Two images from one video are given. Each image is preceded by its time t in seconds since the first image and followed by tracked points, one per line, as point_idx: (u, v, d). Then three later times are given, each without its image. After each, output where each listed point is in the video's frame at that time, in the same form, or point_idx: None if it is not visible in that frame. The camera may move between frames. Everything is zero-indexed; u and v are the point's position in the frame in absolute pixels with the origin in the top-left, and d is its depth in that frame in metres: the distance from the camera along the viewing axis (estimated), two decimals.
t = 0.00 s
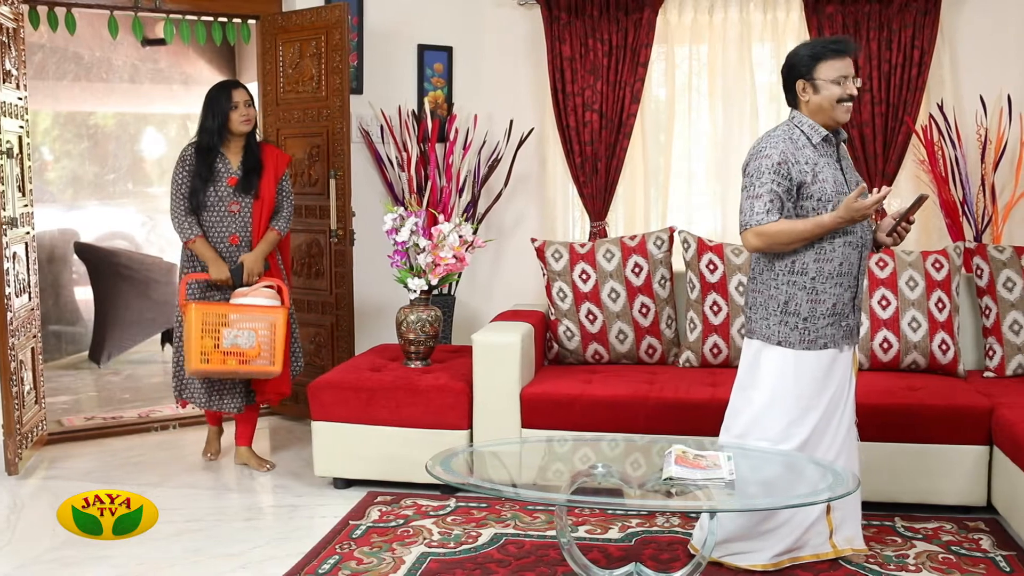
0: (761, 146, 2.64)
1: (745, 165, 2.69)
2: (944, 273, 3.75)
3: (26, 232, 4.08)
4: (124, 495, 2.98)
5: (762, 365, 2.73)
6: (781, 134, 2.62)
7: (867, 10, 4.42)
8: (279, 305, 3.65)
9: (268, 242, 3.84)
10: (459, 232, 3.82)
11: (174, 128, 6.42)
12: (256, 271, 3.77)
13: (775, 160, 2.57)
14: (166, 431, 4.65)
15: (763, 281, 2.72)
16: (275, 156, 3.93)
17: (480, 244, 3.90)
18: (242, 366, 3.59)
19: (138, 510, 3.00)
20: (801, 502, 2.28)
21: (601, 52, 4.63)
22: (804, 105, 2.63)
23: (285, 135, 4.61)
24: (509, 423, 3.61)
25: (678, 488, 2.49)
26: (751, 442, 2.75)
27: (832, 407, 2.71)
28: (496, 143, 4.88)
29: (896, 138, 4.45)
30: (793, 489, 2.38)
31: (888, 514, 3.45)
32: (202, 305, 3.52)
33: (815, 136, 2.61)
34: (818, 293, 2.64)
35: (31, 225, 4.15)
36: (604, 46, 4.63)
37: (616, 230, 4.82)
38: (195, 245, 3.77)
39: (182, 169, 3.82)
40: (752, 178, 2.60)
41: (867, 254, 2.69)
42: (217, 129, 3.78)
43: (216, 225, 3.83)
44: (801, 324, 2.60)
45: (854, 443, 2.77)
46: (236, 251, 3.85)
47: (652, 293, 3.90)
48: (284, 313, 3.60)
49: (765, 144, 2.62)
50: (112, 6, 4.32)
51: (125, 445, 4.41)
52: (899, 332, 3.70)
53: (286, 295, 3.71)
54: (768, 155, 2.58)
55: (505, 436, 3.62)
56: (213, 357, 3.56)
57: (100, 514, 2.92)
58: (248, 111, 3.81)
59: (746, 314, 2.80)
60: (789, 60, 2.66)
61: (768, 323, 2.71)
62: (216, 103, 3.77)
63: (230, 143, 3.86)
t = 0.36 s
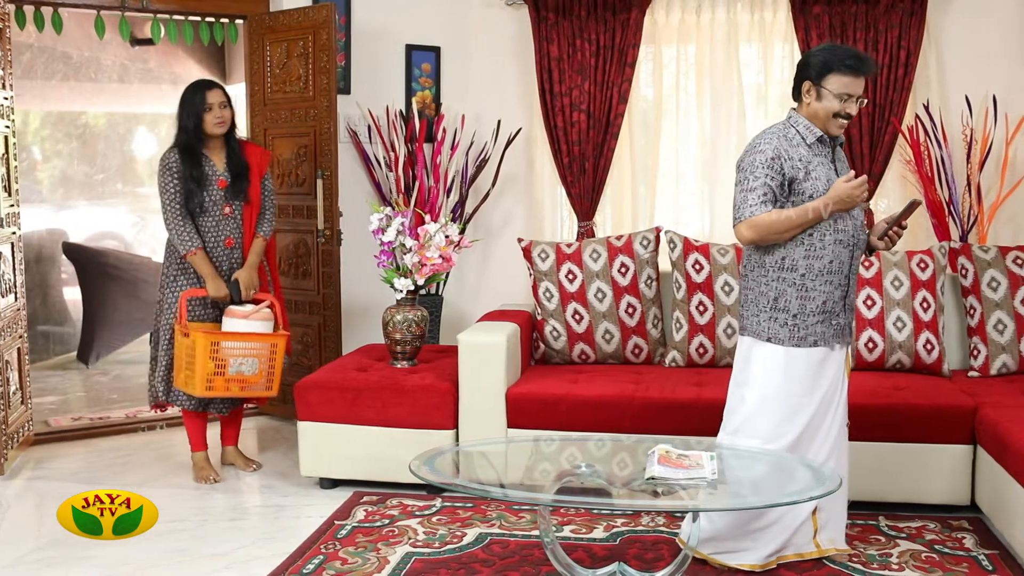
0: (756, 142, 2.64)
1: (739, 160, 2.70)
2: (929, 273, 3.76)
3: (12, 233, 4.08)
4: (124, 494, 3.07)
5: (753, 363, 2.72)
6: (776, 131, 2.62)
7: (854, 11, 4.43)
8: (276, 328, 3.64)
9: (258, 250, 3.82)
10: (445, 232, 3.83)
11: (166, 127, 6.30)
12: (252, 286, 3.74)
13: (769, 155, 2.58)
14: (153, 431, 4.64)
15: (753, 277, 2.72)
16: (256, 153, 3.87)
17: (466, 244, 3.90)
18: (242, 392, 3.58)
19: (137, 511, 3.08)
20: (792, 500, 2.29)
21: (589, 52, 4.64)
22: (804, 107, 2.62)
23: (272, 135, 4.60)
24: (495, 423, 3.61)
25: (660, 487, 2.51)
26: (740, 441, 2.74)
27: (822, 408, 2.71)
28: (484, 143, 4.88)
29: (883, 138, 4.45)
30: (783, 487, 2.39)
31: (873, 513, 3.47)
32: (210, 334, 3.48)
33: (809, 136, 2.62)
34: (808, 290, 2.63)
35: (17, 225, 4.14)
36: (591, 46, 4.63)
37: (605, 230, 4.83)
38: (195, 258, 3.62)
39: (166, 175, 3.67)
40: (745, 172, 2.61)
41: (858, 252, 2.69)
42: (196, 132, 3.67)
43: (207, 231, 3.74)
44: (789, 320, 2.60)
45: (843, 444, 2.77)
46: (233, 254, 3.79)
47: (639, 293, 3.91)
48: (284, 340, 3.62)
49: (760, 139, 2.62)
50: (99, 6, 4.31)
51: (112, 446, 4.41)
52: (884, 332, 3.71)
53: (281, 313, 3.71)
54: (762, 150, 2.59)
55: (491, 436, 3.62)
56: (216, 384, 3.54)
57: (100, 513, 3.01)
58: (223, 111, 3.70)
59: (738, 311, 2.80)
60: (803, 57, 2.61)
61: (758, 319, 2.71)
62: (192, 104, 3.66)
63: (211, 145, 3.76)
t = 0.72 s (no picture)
0: (754, 142, 2.65)
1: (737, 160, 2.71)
2: (920, 272, 3.76)
3: (4, 232, 4.08)
4: (124, 494, 3.10)
5: (745, 363, 2.72)
6: (773, 132, 2.62)
7: (846, 10, 4.43)
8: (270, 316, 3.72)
9: (250, 249, 3.84)
10: (437, 232, 3.83)
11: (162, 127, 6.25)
12: (246, 285, 3.78)
13: (765, 156, 2.59)
14: (146, 431, 4.64)
15: (746, 275, 2.72)
16: (237, 152, 3.85)
17: (459, 244, 3.91)
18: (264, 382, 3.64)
19: (137, 511, 3.12)
20: (782, 499, 2.30)
21: (581, 52, 4.64)
22: (807, 111, 2.61)
23: (265, 135, 4.60)
24: (486, 423, 3.62)
25: (648, 486, 2.51)
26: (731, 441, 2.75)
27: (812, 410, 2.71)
28: (477, 143, 4.89)
29: (875, 138, 4.46)
30: (773, 486, 2.40)
31: (864, 513, 3.47)
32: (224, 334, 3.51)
33: (808, 138, 2.61)
34: (799, 289, 2.64)
35: (9, 225, 4.14)
36: (583, 46, 4.64)
37: (597, 230, 4.83)
38: (191, 266, 3.60)
39: (152, 181, 3.63)
40: (742, 172, 2.62)
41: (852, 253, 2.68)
42: (175, 134, 3.64)
43: (199, 234, 3.72)
44: (779, 318, 2.60)
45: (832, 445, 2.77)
46: (225, 255, 3.79)
47: (630, 293, 3.92)
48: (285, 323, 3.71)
49: (757, 140, 2.63)
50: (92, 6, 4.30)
51: (104, 445, 4.41)
52: (876, 332, 3.71)
53: (269, 303, 3.77)
54: (759, 151, 2.60)
55: (482, 435, 3.63)
56: (242, 381, 3.57)
57: (100, 513, 3.06)
58: (205, 113, 3.67)
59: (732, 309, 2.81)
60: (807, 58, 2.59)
61: (749, 317, 2.72)
62: (172, 107, 3.63)
63: (192, 147, 3.74)
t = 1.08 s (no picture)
0: (747, 142, 2.66)
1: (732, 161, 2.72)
2: (919, 273, 3.76)
3: (5, 232, 4.09)
4: (124, 494, 3.14)
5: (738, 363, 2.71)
6: (766, 132, 2.63)
7: (845, 10, 4.43)
8: (265, 318, 3.70)
9: (248, 249, 3.85)
10: (435, 232, 3.84)
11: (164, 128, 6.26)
12: (243, 285, 3.79)
13: (755, 155, 2.59)
14: (146, 430, 4.65)
15: (738, 276, 2.72)
16: (238, 152, 3.85)
17: (457, 245, 3.91)
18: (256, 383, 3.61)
19: (137, 511, 3.15)
20: (774, 499, 2.29)
21: (581, 52, 4.64)
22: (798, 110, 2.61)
23: (265, 135, 4.61)
24: (484, 423, 3.62)
25: (642, 486, 2.52)
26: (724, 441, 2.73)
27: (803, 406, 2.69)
28: (476, 143, 4.89)
29: (875, 138, 4.45)
30: (764, 486, 2.39)
31: (861, 513, 3.47)
32: (216, 331, 3.50)
33: (800, 138, 2.60)
34: (787, 290, 2.62)
35: (10, 225, 4.15)
36: (583, 46, 4.64)
37: (597, 231, 4.83)
38: (190, 263, 3.60)
39: (155, 178, 3.62)
40: (733, 171, 2.63)
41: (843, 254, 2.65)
42: (180, 132, 3.65)
43: (199, 233, 3.73)
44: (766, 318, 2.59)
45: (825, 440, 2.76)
46: (224, 254, 3.79)
47: (628, 293, 3.93)
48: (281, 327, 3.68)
49: (749, 139, 2.64)
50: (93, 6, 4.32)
51: (104, 445, 4.42)
52: (873, 332, 3.71)
53: (265, 306, 3.76)
54: (750, 150, 2.61)
55: (480, 435, 3.63)
56: (233, 381, 3.55)
57: (100, 513, 3.10)
58: (210, 112, 3.68)
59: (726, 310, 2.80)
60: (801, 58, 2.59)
61: (740, 317, 2.72)
62: (176, 106, 3.63)
63: (194, 145, 3.74)
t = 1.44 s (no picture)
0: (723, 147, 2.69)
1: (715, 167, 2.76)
2: (915, 273, 3.76)
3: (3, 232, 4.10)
4: (124, 495, 3.13)
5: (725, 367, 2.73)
6: (741, 135, 2.65)
7: (843, 10, 4.42)
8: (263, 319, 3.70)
9: (244, 249, 3.86)
10: (432, 232, 3.85)
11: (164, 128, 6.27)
12: (239, 284, 3.80)
13: (729, 159, 2.62)
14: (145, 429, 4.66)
15: (723, 278, 2.74)
16: (233, 152, 3.86)
17: (454, 245, 3.92)
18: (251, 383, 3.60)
19: (136, 510, 3.14)
20: (767, 500, 2.29)
21: (579, 52, 4.64)
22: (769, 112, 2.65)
23: (263, 135, 4.62)
24: (480, 423, 3.63)
25: (636, 486, 2.53)
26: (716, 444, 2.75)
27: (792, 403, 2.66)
28: (474, 143, 4.90)
29: (873, 138, 4.44)
30: (758, 487, 2.38)
31: (857, 513, 3.47)
32: (212, 329, 3.50)
33: (772, 139, 2.61)
34: (768, 291, 2.63)
35: (8, 225, 4.16)
36: (581, 46, 4.64)
37: (595, 230, 4.84)
38: (185, 263, 3.61)
39: (149, 177, 3.63)
40: (710, 176, 2.66)
41: (825, 252, 2.65)
42: (175, 131, 3.66)
43: (194, 232, 3.74)
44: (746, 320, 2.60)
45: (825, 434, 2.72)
46: (219, 253, 3.80)
47: (625, 292, 3.93)
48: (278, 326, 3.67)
49: (725, 144, 2.67)
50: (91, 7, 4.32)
51: (103, 444, 4.43)
52: (870, 332, 3.71)
53: (263, 306, 3.76)
54: (725, 155, 2.64)
55: (476, 435, 3.64)
56: (228, 380, 3.54)
57: (100, 513, 3.08)
58: (204, 111, 3.69)
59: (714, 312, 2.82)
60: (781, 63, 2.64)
61: (726, 320, 2.73)
62: (170, 105, 3.64)
63: (189, 144, 3.75)
